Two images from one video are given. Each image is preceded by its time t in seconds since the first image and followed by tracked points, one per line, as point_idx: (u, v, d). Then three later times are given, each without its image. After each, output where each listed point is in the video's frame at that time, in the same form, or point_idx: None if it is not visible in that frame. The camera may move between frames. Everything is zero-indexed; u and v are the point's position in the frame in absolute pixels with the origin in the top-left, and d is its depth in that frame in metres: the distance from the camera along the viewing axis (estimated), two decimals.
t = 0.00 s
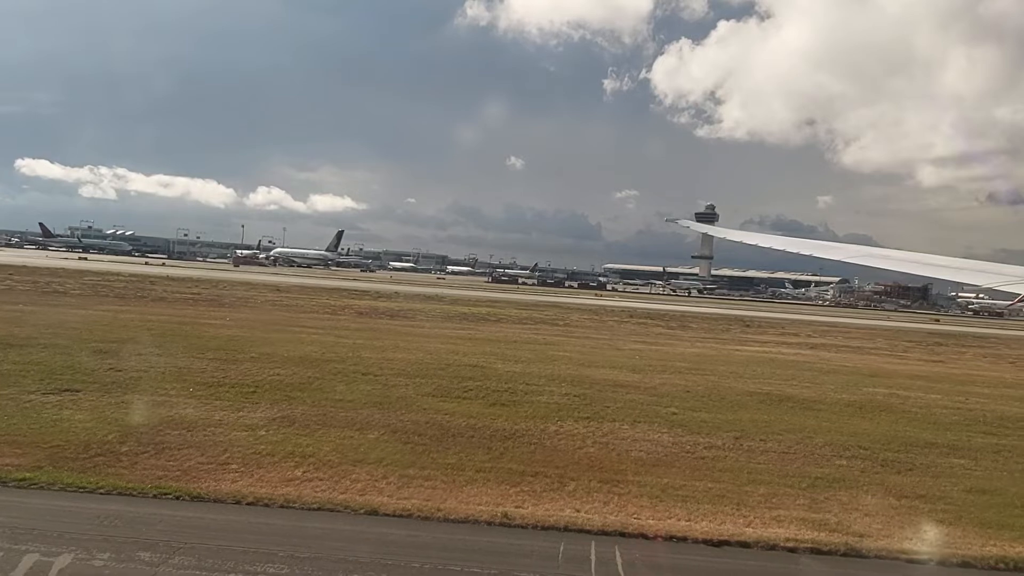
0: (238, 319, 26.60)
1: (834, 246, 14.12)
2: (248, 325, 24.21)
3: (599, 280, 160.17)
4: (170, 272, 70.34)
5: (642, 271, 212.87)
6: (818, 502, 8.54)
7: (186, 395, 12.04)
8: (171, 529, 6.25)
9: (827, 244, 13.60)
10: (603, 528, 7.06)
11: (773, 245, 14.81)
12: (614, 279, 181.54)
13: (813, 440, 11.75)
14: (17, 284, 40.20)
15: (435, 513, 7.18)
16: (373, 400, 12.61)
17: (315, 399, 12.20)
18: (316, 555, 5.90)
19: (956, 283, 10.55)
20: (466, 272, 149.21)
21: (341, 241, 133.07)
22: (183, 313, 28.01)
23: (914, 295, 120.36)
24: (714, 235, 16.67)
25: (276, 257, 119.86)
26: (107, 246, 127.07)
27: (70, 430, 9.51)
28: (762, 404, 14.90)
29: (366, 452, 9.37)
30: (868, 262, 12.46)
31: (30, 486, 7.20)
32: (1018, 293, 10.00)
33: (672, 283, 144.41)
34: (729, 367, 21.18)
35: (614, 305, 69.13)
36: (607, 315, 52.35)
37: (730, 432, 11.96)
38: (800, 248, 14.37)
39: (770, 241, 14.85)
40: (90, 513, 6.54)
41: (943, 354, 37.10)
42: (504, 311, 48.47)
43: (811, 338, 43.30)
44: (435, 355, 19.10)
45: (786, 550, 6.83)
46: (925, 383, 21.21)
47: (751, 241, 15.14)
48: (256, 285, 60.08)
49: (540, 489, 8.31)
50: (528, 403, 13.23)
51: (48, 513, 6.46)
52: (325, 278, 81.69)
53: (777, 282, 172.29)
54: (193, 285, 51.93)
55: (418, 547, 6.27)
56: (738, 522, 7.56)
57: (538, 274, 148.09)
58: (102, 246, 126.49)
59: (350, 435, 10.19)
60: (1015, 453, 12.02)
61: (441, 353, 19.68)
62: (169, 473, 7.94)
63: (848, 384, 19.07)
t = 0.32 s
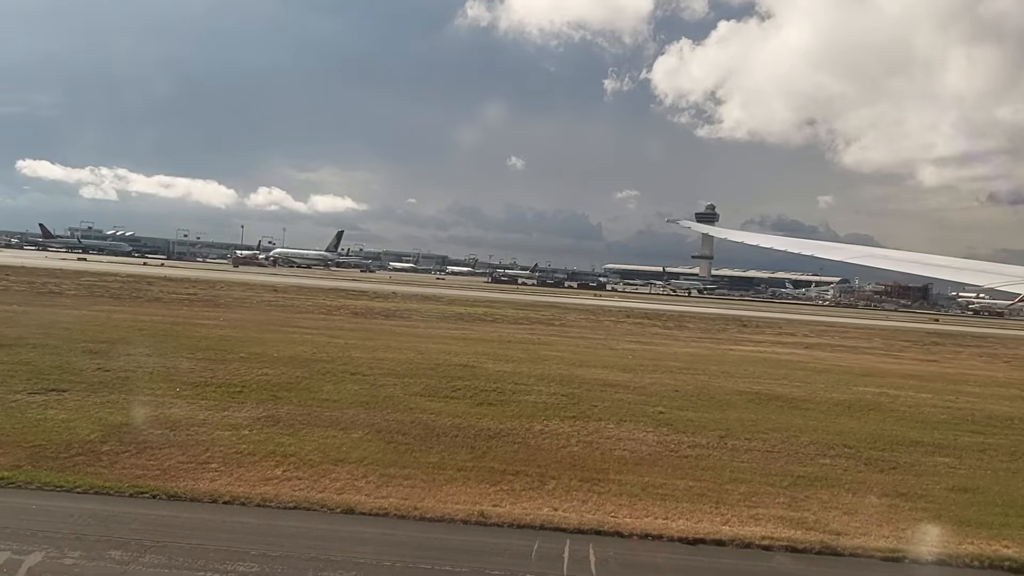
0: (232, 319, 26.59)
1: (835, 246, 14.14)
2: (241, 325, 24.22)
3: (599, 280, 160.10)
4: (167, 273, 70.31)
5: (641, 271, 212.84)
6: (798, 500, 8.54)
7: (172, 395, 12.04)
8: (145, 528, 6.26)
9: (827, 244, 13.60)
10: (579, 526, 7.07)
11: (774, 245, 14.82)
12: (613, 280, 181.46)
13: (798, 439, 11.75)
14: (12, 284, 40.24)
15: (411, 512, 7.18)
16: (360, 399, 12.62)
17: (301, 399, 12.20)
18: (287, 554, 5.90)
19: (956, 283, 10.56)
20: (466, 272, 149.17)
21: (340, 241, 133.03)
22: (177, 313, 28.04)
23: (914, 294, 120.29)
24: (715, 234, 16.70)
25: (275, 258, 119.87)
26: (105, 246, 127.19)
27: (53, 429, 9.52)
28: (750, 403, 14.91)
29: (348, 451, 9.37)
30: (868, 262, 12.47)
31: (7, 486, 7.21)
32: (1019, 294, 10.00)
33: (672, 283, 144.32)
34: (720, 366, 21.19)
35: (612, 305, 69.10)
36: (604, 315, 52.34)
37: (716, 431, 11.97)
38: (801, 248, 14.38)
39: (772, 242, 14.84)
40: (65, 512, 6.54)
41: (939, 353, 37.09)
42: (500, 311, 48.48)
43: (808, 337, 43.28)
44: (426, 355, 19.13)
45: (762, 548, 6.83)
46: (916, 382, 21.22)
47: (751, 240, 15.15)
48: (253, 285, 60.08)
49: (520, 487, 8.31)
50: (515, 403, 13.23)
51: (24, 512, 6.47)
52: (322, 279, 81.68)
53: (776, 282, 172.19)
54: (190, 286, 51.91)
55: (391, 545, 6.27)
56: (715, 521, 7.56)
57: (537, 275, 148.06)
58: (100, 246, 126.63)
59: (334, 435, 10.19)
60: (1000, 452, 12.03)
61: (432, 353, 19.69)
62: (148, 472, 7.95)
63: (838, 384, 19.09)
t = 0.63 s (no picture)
0: (226, 319, 26.56)
1: (835, 246, 14.15)
2: (235, 325, 24.22)
3: (598, 280, 160.02)
4: (165, 273, 70.21)
5: (641, 271, 212.80)
6: (779, 499, 8.55)
7: (159, 394, 12.05)
8: (121, 526, 6.28)
9: (827, 244, 13.61)
10: (557, 524, 7.08)
11: (774, 245, 14.83)
12: (613, 280, 181.39)
13: (785, 438, 11.77)
14: (8, 284, 40.24)
15: (389, 511, 7.19)
16: (348, 398, 12.62)
17: (288, 398, 12.20)
18: (261, 551, 5.92)
19: (957, 283, 10.58)
20: (465, 272, 149.07)
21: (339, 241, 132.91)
22: (172, 313, 28.03)
23: (914, 294, 120.27)
24: (715, 235, 16.72)
25: (274, 257, 119.77)
26: (104, 246, 127.19)
27: (36, 428, 9.53)
28: (739, 402, 14.93)
29: (331, 450, 9.38)
30: (869, 262, 12.49)
31: None
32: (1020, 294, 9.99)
33: (672, 283, 144.27)
34: (713, 366, 21.21)
35: (610, 305, 69.09)
36: (602, 314, 52.32)
37: (703, 430, 11.99)
38: (802, 248, 14.40)
39: (774, 241, 14.89)
40: (43, 510, 6.56)
41: (936, 353, 37.06)
42: (497, 311, 48.46)
43: (805, 337, 43.26)
44: (418, 354, 19.13)
45: (738, 546, 6.84)
46: (909, 382, 21.21)
47: (752, 240, 15.17)
48: (251, 284, 60.01)
49: (500, 486, 8.31)
50: (503, 402, 13.24)
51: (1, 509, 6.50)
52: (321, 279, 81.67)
53: (776, 282, 172.19)
54: (187, 286, 51.84)
55: (366, 543, 6.29)
56: (694, 519, 7.58)
57: (536, 275, 147.95)
58: (98, 246, 126.59)
59: (318, 433, 10.20)
60: (987, 451, 12.05)
61: (424, 352, 19.68)
62: (129, 471, 7.97)
63: (830, 383, 19.10)
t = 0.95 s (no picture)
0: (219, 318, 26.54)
1: (835, 247, 14.16)
2: (228, 325, 24.20)
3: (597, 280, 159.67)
4: (163, 273, 70.17)
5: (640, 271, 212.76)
6: (758, 497, 8.56)
7: (144, 393, 12.04)
8: (95, 524, 6.29)
9: (828, 244, 13.62)
10: (532, 522, 7.09)
11: (774, 245, 14.83)
12: (612, 280, 181.30)
13: (770, 437, 11.78)
14: (4, 284, 40.22)
15: (365, 508, 7.19)
16: (334, 397, 12.62)
17: (274, 397, 12.20)
18: (232, 549, 5.93)
19: (957, 283, 10.59)
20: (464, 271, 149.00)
21: (337, 240, 132.79)
22: (165, 313, 28.01)
23: (912, 294, 120.15)
24: (715, 234, 16.72)
25: (272, 257, 119.67)
26: (102, 246, 127.11)
27: (19, 426, 9.54)
28: (727, 402, 14.93)
29: (312, 448, 9.38)
30: (869, 262, 12.52)
31: None
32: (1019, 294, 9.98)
33: (671, 283, 144.25)
34: (704, 366, 21.20)
35: (607, 305, 69.04)
36: (599, 314, 52.30)
37: (689, 429, 12.00)
38: (803, 248, 14.40)
39: (775, 241, 14.90)
40: (18, 507, 6.57)
41: (932, 353, 37.03)
42: (494, 310, 48.45)
43: (801, 337, 43.24)
44: (408, 353, 19.12)
45: (712, 544, 6.85)
46: (901, 381, 21.20)
47: (752, 240, 15.18)
48: (248, 284, 59.94)
49: (479, 484, 8.32)
50: (490, 401, 13.24)
51: None
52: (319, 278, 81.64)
53: (775, 282, 172.14)
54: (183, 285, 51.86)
55: (339, 541, 6.29)
56: (670, 518, 7.58)
57: (535, 275, 147.91)
58: (97, 246, 126.52)
59: (301, 432, 10.20)
60: (972, 450, 12.06)
61: (415, 351, 19.68)
62: (108, 469, 7.98)
63: (821, 382, 19.09)
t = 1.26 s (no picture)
0: (213, 318, 26.55)
1: (834, 247, 14.19)
2: (221, 324, 24.20)
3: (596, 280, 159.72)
4: (161, 273, 70.19)
5: (639, 271, 212.75)
6: (740, 496, 8.56)
7: (131, 392, 12.04)
8: (72, 522, 6.30)
9: (828, 244, 13.65)
10: (510, 520, 7.10)
11: (776, 244, 14.85)
12: (611, 280, 181.24)
13: (756, 436, 11.78)
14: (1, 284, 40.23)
15: (343, 506, 7.19)
16: (321, 396, 12.62)
17: (261, 396, 12.19)
18: (205, 547, 5.96)
19: (957, 283, 10.60)
20: (463, 271, 149.00)
21: (336, 241, 132.83)
22: (159, 313, 27.99)
23: (911, 294, 120.11)
24: (716, 235, 16.73)
25: (270, 257, 119.58)
26: (101, 246, 127.21)
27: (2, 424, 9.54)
28: (716, 401, 14.92)
29: (296, 447, 9.38)
30: (869, 262, 12.55)
31: None
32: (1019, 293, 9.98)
33: (670, 283, 144.20)
34: (696, 366, 21.21)
35: (605, 305, 69.08)
36: (596, 314, 52.31)
37: (675, 429, 12.00)
38: (804, 248, 14.42)
39: (776, 241, 14.92)
40: None
41: (929, 353, 37.01)
42: (491, 310, 48.47)
43: (798, 337, 43.24)
44: (400, 353, 19.12)
45: (689, 542, 6.86)
46: (893, 381, 21.18)
47: (753, 241, 15.21)
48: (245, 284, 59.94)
49: (460, 482, 8.33)
50: (478, 400, 13.24)
51: None
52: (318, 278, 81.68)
53: (774, 282, 172.19)
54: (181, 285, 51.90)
55: (315, 539, 6.30)
56: (649, 516, 7.59)
57: (534, 275, 147.91)
58: (95, 246, 126.59)
59: (285, 431, 10.21)
60: (959, 449, 12.07)
61: (407, 351, 19.66)
62: (89, 467, 7.99)
63: (812, 382, 19.08)
